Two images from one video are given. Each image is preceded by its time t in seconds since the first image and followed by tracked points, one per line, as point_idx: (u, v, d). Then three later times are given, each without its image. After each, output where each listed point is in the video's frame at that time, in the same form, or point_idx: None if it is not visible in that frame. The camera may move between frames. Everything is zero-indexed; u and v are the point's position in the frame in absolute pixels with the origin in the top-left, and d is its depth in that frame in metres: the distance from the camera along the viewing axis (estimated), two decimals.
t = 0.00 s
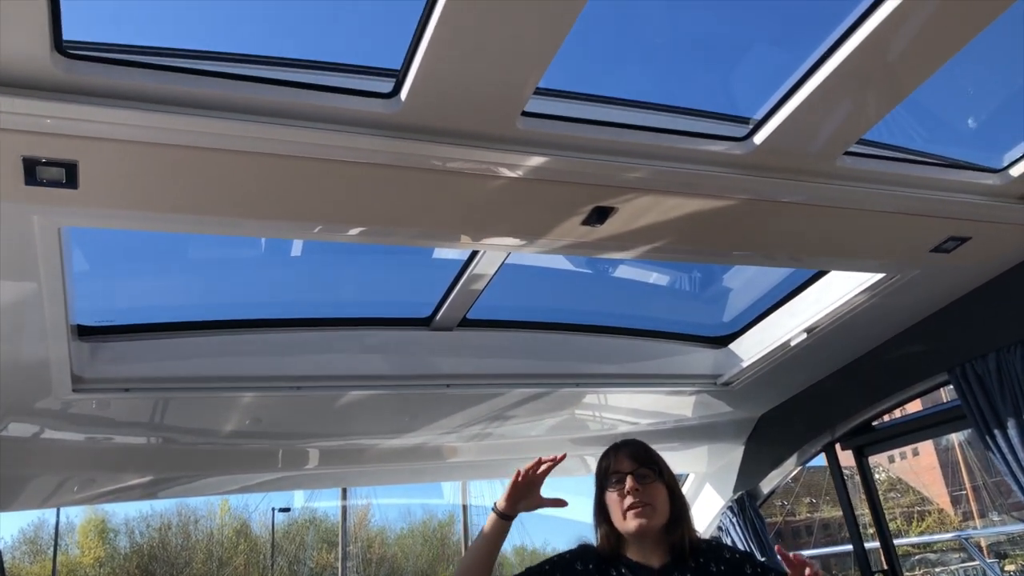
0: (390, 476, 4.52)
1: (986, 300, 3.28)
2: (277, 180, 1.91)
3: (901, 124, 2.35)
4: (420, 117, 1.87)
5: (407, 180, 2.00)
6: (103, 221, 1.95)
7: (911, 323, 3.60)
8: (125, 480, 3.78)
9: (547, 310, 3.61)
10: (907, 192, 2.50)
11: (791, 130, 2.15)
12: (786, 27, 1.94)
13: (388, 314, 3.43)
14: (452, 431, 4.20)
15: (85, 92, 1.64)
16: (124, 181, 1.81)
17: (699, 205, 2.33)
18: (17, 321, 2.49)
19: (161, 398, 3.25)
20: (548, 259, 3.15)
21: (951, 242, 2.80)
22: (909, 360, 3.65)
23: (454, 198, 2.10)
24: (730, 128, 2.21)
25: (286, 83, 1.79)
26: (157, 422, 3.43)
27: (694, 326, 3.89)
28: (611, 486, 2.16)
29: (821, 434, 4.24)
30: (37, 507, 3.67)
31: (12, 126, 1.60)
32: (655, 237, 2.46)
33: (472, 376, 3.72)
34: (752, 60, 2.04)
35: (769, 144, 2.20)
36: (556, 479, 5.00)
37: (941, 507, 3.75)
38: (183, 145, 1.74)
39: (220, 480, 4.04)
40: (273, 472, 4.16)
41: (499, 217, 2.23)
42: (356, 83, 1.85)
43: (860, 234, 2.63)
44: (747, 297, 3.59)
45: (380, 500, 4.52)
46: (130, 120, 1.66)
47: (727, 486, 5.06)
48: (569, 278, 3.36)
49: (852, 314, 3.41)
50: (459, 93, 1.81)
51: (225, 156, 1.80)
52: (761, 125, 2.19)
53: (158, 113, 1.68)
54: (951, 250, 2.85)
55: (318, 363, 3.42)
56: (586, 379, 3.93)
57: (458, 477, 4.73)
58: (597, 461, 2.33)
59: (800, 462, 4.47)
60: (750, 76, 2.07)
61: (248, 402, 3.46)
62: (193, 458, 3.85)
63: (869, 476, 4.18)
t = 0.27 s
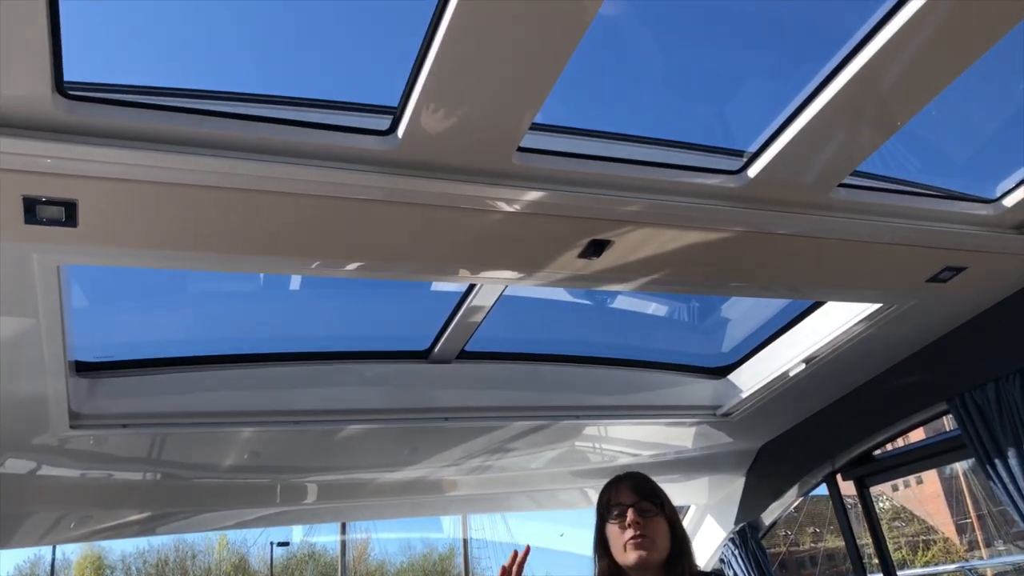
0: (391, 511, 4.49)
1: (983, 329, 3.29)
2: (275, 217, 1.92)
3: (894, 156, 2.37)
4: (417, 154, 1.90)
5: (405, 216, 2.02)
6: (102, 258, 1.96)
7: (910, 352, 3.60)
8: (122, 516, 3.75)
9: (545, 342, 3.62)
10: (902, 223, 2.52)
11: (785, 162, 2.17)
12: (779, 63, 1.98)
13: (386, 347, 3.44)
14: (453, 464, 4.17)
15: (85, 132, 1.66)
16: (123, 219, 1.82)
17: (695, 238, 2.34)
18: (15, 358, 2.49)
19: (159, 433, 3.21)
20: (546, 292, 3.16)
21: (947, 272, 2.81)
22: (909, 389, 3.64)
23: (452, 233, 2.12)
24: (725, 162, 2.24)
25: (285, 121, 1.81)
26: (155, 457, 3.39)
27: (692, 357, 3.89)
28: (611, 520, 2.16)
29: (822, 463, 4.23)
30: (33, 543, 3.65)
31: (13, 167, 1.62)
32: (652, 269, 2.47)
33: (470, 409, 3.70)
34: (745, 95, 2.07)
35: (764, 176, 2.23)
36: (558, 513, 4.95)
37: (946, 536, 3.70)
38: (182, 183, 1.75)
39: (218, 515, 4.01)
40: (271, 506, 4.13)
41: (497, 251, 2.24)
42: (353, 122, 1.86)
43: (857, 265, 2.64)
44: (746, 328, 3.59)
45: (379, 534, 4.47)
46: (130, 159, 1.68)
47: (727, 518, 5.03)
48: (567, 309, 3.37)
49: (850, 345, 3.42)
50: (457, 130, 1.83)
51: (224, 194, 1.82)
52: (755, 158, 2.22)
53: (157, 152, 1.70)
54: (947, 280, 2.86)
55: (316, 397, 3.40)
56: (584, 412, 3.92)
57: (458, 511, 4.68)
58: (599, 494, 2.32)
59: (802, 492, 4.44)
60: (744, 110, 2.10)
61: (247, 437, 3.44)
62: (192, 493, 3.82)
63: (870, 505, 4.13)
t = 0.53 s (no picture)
0: (392, 549, 4.46)
1: (982, 361, 3.29)
2: (276, 257, 1.94)
3: (889, 191, 2.40)
4: (416, 193, 1.92)
5: (405, 254, 2.03)
6: (104, 299, 1.97)
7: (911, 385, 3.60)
8: (121, 556, 3.73)
9: (546, 377, 3.63)
10: (898, 256, 2.53)
11: (781, 198, 2.20)
12: (774, 100, 2.02)
13: (386, 384, 3.45)
14: (455, 501, 4.13)
15: (88, 176, 1.68)
16: (125, 261, 1.83)
17: (693, 273, 2.35)
18: (15, 397, 2.49)
19: (159, 473, 3.16)
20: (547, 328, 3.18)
21: (945, 304, 2.81)
22: (911, 422, 3.63)
23: (452, 270, 2.13)
24: (721, 198, 2.27)
25: (287, 163, 1.84)
26: (154, 496, 3.34)
27: (693, 390, 3.90)
28: (612, 561, 2.17)
29: (826, 497, 4.19)
30: None
31: (18, 211, 1.64)
32: (651, 304, 2.48)
33: (470, 445, 3.64)
34: (739, 133, 2.11)
35: (760, 213, 2.26)
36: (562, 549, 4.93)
37: (954, 569, 3.61)
38: (184, 224, 1.77)
39: (218, 554, 3.98)
40: (271, 545, 4.10)
41: (496, 288, 2.25)
42: (353, 163, 1.89)
43: (855, 298, 2.65)
44: (747, 361, 3.62)
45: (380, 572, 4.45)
46: (133, 203, 1.70)
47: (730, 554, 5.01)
48: (568, 344, 3.38)
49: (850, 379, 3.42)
50: (456, 169, 1.86)
51: (226, 236, 1.84)
52: (751, 195, 2.25)
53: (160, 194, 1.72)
54: (944, 312, 2.87)
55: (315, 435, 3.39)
56: (585, 447, 3.86)
57: (459, 548, 4.66)
58: (604, 529, 2.30)
59: (806, 526, 4.38)
60: (739, 146, 2.13)
61: (248, 475, 3.36)
62: (193, 533, 3.80)
63: (875, 537, 4.04)
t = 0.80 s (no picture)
0: None
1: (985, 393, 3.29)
2: (279, 294, 1.95)
3: (888, 226, 2.42)
4: (418, 230, 1.94)
5: (406, 291, 2.05)
6: (107, 336, 1.97)
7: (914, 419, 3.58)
8: None
9: (548, 412, 3.62)
10: (898, 289, 2.55)
11: (781, 232, 2.23)
12: (772, 133, 2.06)
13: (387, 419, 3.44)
14: (458, 537, 4.10)
15: (94, 216, 1.71)
16: (129, 299, 1.84)
17: (694, 308, 2.36)
18: (17, 433, 2.48)
19: (159, 510, 3.15)
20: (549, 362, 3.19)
21: (945, 337, 2.82)
22: (914, 455, 3.61)
23: (453, 306, 2.14)
24: (720, 233, 2.29)
25: (291, 203, 1.86)
26: (155, 532, 3.32)
27: (695, 424, 3.90)
28: None
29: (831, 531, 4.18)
30: None
31: (24, 251, 1.66)
32: (652, 339, 2.49)
33: (473, 481, 3.63)
34: (737, 169, 2.14)
35: (759, 248, 2.28)
36: None
37: None
38: (189, 262, 1.79)
39: None
40: None
41: (498, 324, 2.26)
42: (355, 200, 1.91)
43: (855, 332, 2.65)
44: (749, 394, 3.63)
45: None
46: (139, 241, 1.72)
47: None
48: (570, 378, 3.38)
49: (853, 412, 3.42)
50: (460, 206, 1.89)
51: (229, 274, 1.85)
52: (751, 229, 2.27)
53: (165, 234, 1.74)
54: (945, 345, 2.87)
55: (316, 471, 3.37)
56: (589, 481, 3.84)
57: None
58: (609, 562, 2.28)
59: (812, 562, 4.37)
60: (738, 180, 2.17)
61: (249, 512, 3.35)
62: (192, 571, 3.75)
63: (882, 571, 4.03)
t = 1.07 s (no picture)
0: None
1: (987, 425, 3.28)
2: (279, 330, 1.96)
3: (886, 258, 2.43)
4: (419, 264, 1.96)
5: (407, 325, 2.05)
6: (107, 372, 1.97)
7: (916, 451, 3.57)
8: None
9: (549, 445, 3.62)
10: (897, 322, 2.55)
11: (781, 264, 2.24)
12: (770, 166, 2.08)
13: (387, 453, 3.43)
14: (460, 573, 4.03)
15: (97, 252, 1.72)
16: (129, 335, 1.85)
17: (694, 341, 2.36)
18: (15, 468, 2.46)
19: (155, 545, 3.10)
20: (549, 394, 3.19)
21: (946, 370, 2.82)
22: (916, 488, 3.59)
23: (454, 340, 2.14)
24: (720, 266, 2.30)
25: (293, 238, 1.88)
26: (152, 568, 3.25)
27: (696, 456, 3.89)
28: None
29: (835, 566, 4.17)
30: None
31: (26, 287, 1.67)
32: (652, 372, 2.48)
33: (474, 514, 3.58)
34: (735, 203, 2.16)
35: (759, 280, 2.29)
36: None
37: None
38: (190, 298, 1.80)
39: None
40: None
41: (498, 357, 2.26)
42: (355, 234, 1.93)
43: (856, 364, 2.65)
44: (750, 427, 3.63)
45: None
46: (141, 277, 1.73)
47: None
48: (571, 411, 3.39)
49: (854, 445, 3.41)
50: (460, 239, 1.90)
51: (231, 309, 1.86)
52: (750, 262, 2.29)
53: (167, 269, 1.75)
54: (946, 377, 2.87)
55: (313, 505, 3.32)
56: (591, 516, 3.81)
57: None
58: None
59: None
60: (737, 213, 2.18)
61: (247, 547, 3.28)
62: None
63: None
